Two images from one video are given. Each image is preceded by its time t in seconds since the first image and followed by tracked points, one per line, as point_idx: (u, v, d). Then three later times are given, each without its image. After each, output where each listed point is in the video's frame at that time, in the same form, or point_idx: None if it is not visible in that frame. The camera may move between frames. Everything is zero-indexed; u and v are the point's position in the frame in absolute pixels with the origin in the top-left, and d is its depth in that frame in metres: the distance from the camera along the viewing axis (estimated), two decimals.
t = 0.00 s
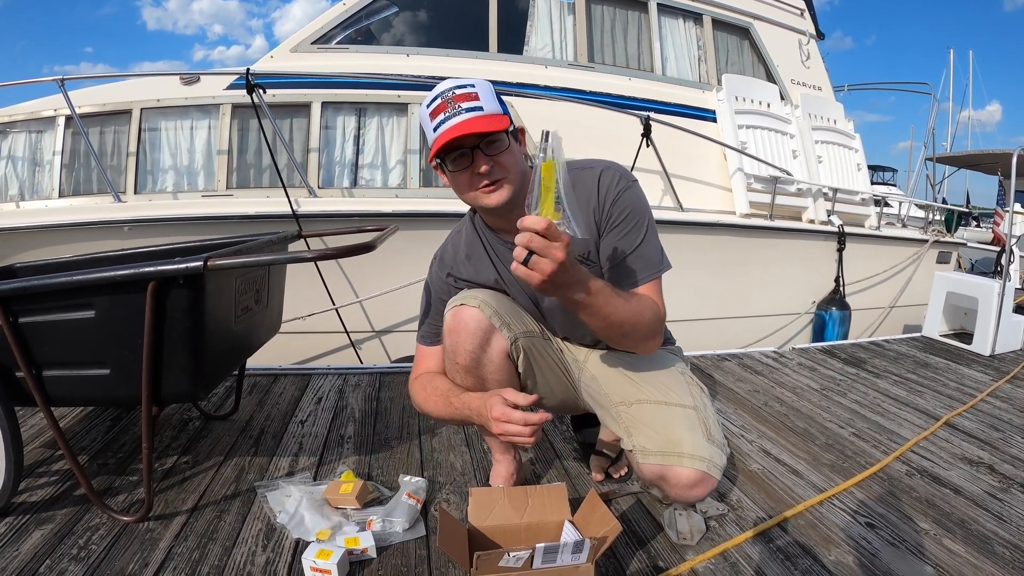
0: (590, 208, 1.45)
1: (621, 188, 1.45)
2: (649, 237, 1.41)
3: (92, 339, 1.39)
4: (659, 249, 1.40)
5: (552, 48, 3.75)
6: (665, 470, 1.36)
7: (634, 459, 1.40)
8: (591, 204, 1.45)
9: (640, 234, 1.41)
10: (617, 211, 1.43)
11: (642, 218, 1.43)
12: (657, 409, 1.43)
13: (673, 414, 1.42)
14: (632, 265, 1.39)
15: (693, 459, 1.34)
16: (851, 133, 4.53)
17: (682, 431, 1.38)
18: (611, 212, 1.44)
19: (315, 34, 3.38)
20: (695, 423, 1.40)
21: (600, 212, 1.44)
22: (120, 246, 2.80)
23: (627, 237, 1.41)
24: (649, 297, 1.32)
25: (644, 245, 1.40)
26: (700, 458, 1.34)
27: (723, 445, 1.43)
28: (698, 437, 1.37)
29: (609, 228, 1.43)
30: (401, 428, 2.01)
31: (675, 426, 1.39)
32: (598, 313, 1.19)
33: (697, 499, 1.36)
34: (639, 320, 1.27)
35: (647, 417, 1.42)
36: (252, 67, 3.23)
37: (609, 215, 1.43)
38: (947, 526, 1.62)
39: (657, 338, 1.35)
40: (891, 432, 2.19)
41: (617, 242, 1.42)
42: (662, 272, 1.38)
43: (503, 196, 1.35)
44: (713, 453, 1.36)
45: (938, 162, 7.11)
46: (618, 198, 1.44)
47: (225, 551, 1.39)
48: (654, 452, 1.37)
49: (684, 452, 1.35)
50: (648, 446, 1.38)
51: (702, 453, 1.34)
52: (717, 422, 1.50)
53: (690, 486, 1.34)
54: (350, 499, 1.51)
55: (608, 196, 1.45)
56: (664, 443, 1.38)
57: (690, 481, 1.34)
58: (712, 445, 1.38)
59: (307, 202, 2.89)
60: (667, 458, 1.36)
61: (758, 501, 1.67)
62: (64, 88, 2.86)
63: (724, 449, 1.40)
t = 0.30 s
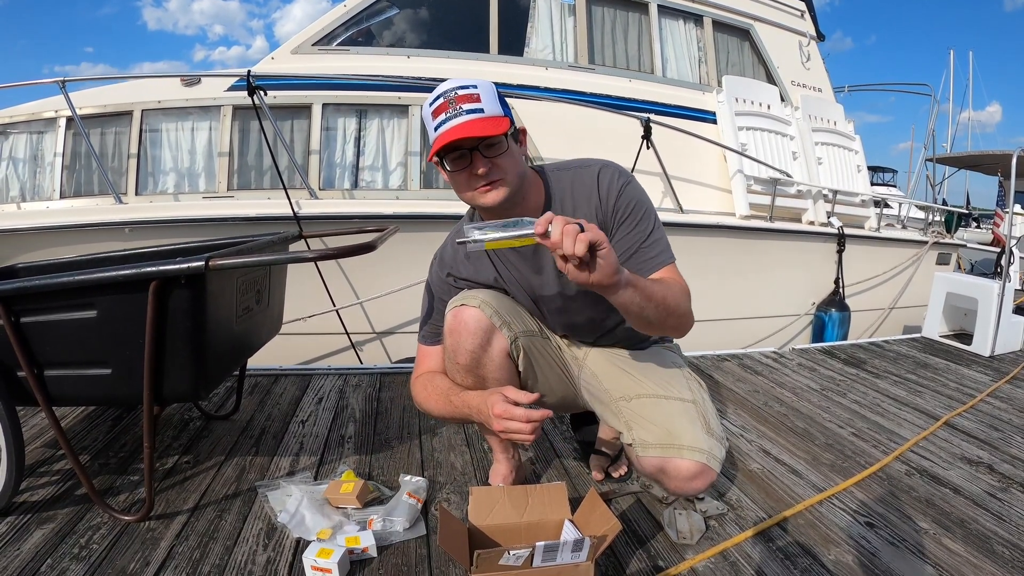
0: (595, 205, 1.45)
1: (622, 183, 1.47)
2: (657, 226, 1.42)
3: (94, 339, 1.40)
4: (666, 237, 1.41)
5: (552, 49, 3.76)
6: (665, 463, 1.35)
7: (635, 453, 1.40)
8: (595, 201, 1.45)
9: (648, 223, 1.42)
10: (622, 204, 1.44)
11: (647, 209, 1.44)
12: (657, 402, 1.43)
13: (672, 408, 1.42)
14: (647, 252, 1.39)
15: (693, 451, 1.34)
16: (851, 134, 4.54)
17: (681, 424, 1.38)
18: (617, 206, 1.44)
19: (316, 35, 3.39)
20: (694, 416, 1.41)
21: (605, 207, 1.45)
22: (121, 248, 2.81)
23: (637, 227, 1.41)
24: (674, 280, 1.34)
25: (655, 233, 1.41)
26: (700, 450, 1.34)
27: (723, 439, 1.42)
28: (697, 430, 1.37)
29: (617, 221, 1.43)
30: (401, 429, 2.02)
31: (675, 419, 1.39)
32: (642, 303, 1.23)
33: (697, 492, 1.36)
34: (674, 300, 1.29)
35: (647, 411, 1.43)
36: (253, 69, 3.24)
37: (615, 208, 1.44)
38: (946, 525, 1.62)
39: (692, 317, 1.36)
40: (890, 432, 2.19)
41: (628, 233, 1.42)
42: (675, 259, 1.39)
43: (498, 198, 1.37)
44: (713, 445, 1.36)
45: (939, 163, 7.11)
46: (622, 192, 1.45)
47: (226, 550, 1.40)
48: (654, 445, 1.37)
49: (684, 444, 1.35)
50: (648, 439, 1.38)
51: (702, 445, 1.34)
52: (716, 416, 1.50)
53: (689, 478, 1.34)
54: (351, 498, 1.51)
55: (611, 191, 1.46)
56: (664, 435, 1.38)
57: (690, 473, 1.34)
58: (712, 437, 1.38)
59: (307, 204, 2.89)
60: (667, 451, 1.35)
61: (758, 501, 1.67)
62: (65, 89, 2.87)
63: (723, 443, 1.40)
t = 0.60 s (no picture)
0: (597, 206, 1.45)
1: (624, 184, 1.47)
2: (658, 227, 1.43)
3: (94, 339, 1.40)
4: (669, 238, 1.42)
5: (553, 50, 3.76)
6: (666, 465, 1.36)
7: (636, 455, 1.40)
8: (597, 202, 1.46)
9: (650, 224, 1.42)
10: (624, 205, 1.44)
11: (649, 210, 1.44)
12: (658, 405, 1.43)
13: (674, 411, 1.42)
14: (649, 253, 1.39)
15: (694, 453, 1.34)
16: (852, 135, 4.55)
17: (683, 427, 1.38)
18: (618, 207, 1.44)
19: (317, 36, 3.39)
20: (695, 419, 1.41)
21: (606, 208, 1.45)
22: (121, 247, 2.81)
23: (639, 229, 1.42)
24: (679, 279, 1.35)
25: (658, 235, 1.41)
26: (701, 452, 1.34)
27: (724, 441, 1.43)
28: (698, 432, 1.38)
29: (619, 223, 1.44)
30: (401, 429, 2.02)
31: (676, 422, 1.40)
32: (645, 305, 1.23)
33: (698, 495, 1.36)
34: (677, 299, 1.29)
35: (648, 413, 1.43)
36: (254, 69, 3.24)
37: (616, 209, 1.44)
38: (946, 526, 1.62)
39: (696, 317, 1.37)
40: (890, 432, 2.20)
41: (630, 235, 1.42)
42: (677, 260, 1.39)
43: (499, 198, 1.37)
44: (714, 447, 1.36)
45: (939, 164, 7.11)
46: (624, 193, 1.46)
47: (226, 550, 1.40)
48: (655, 447, 1.37)
49: (685, 447, 1.35)
50: (649, 441, 1.38)
51: (703, 447, 1.35)
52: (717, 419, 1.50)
53: (691, 481, 1.34)
54: (351, 498, 1.52)
55: (612, 193, 1.46)
56: (666, 438, 1.39)
57: (691, 476, 1.34)
58: (713, 440, 1.38)
59: (308, 204, 2.90)
60: (668, 453, 1.36)
61: (757, 501, 1.68)
62: (66, 89, 2.88)
63: (724, 445, 1.41)
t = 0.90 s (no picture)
0: (593, 208, 1.45)
1: (621, 185, 1.46)
2: (654, 229, 1.43)
3: (94, 339, 1.40)
4: (665, 241, 1.42)
5: (553, 50, 3.76)
6: (665, 465, 1.36)
7: (635, 455, 1.40)
8: (593, 203, 1.46)
9: (646, 226, 1.42)
10: (620, 206, 1.44)
11: (644, 211, 1.44)
12: (657, 405, 1.43)
13: (673, 410, 1.42)
14: (644, 256, 1.39)
15: (693, 452, 1.34)
16: (852, 136, 4.55)
17: (682, 426, 1.38)
18: (614, 208, 1.44)
19: (317, 36, 3.39)
20: (695, 418, 1.41)
21: (602, 209, 1.45)
22: (121, 246, 2.81)
23: (634, 231, 1.42)
24: (671, 283, 1.34)
25: (653, 237, 1.41)
26: (700, 452, 1.34)
27: (723, 440, 1.43)
28: (697, 431, 1.38)
29: (615, 224, 1.43)
30: (402, 429, 2.02)
31: (675, 421, 1.40)
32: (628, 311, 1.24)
33: (698, 495, 1.36)
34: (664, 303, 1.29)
35: (648, 413, 1.43)
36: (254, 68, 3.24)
37: (612, 211, 1.44)
38: (946, 526, 1.63)
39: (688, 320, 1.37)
40: (890, 433, 2.20)
41: (626, 237, 1.42)
42: (672, 262, 1.39)
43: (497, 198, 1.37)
44: (713, 447, 1.36)
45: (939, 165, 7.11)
46: (620, 194, 1.45)
47: (226, 549, 1.40)
48: (655, 447, 1.37)
49: (684, 446, 1.35)
50: (649, 441, 1.38)
51: (702, 447, 1.35)
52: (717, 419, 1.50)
53: (691, 480, 1.34)
54: (350, 498, 1.52)
55: (609, 193, 1.46)
56: (665, 437, 1.39)
57: (690, 475, 1.34)
58: (712, 439, 1.38)
59: (308, 204, 2.90)
60: (667, 453, 1.36)
61: (757, 502, 1.68)
62: (66, 88, 2.88)
63: (723, 444, 1.41)
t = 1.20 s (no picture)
0: (590, 206, 1.45)
1: (618, 183, 1.46)
2: (651, 227, 1.42)
3: (94, 338, 1.40)
4: (663, 239, 1.41)
5: (552, 50, 3.76)
6: (663, 465, 1.35)
7: (632, 454, 1.39)
8: (591, 201, 1.45)
9: (643, 224, 1.42)
10: (617, 205, 1.44)
11: (641, 209, 1.44)
12: (655, 404, 1.43)
13: (670, 409, 1.42)
14: (642, 254, 1.39)
15: (690, 452, 1.34)
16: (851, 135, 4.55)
17: (680, 425, 1.38)
18: (611, 207, 1.44)
19: (316, 35, 3.39)
20: (692, 417, 1.41)
21: (600, 208, 1.45)
22: (120, 245, 2.81)
23: (631, 229, 1.42)
24: (670, 280, 1.34)
25: (651, 235, 1.41)
26: (697, 451, 1.34)
27: (721, 440, 1.42)
28: (695, 430, 1.37)
29: (612, 223, 1.43)
30: (401, 429, 2.02)
31: (673, 421, 1.39)
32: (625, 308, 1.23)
33: (695, 494, 1.36)
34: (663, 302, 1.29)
35: (645, 412, 1.43)
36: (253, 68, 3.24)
37: (609, 209, 1.44)
38: (946, 526, 1.63)
39: (685, 319, 1.36)
40: (890, 433, 2.20)
41: (623, 235, 1.42)
42: (670, 260, 1.39)
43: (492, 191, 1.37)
44: (710, 446, 1.36)
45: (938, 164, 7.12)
46: (617, 192, 1.45)
47: (225, 548, 1.40)
48: (652, 446, 1.37)
49: (682, 445, 1.35)
50: (646, 440, 1.38)
51: (699, 446, 1.34)
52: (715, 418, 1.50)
53: (688, 479, 1.34)
54: (350, 497, 1.52)
55: (606, 191, 1.45)
56: (662, 436, 1.38)
57: (687, 475, 1.34)
58: (709, 438, 1.38)
59: (307, 203, 2.89)
60: (664, 452, 1.35)
61: (757, 502, 1.68)
62: (65, 87, 2.87)
63: (721, 443, 1.40)
